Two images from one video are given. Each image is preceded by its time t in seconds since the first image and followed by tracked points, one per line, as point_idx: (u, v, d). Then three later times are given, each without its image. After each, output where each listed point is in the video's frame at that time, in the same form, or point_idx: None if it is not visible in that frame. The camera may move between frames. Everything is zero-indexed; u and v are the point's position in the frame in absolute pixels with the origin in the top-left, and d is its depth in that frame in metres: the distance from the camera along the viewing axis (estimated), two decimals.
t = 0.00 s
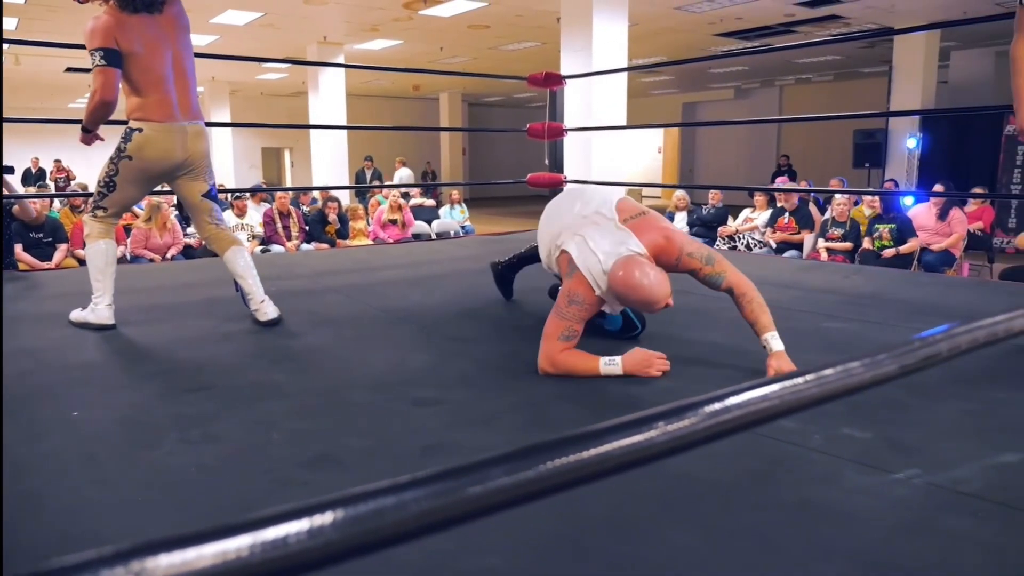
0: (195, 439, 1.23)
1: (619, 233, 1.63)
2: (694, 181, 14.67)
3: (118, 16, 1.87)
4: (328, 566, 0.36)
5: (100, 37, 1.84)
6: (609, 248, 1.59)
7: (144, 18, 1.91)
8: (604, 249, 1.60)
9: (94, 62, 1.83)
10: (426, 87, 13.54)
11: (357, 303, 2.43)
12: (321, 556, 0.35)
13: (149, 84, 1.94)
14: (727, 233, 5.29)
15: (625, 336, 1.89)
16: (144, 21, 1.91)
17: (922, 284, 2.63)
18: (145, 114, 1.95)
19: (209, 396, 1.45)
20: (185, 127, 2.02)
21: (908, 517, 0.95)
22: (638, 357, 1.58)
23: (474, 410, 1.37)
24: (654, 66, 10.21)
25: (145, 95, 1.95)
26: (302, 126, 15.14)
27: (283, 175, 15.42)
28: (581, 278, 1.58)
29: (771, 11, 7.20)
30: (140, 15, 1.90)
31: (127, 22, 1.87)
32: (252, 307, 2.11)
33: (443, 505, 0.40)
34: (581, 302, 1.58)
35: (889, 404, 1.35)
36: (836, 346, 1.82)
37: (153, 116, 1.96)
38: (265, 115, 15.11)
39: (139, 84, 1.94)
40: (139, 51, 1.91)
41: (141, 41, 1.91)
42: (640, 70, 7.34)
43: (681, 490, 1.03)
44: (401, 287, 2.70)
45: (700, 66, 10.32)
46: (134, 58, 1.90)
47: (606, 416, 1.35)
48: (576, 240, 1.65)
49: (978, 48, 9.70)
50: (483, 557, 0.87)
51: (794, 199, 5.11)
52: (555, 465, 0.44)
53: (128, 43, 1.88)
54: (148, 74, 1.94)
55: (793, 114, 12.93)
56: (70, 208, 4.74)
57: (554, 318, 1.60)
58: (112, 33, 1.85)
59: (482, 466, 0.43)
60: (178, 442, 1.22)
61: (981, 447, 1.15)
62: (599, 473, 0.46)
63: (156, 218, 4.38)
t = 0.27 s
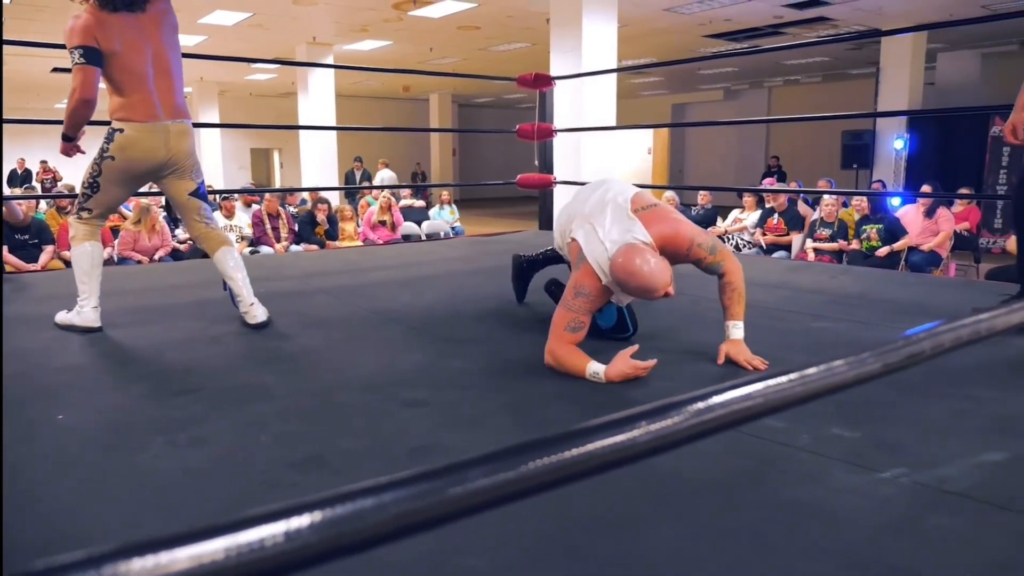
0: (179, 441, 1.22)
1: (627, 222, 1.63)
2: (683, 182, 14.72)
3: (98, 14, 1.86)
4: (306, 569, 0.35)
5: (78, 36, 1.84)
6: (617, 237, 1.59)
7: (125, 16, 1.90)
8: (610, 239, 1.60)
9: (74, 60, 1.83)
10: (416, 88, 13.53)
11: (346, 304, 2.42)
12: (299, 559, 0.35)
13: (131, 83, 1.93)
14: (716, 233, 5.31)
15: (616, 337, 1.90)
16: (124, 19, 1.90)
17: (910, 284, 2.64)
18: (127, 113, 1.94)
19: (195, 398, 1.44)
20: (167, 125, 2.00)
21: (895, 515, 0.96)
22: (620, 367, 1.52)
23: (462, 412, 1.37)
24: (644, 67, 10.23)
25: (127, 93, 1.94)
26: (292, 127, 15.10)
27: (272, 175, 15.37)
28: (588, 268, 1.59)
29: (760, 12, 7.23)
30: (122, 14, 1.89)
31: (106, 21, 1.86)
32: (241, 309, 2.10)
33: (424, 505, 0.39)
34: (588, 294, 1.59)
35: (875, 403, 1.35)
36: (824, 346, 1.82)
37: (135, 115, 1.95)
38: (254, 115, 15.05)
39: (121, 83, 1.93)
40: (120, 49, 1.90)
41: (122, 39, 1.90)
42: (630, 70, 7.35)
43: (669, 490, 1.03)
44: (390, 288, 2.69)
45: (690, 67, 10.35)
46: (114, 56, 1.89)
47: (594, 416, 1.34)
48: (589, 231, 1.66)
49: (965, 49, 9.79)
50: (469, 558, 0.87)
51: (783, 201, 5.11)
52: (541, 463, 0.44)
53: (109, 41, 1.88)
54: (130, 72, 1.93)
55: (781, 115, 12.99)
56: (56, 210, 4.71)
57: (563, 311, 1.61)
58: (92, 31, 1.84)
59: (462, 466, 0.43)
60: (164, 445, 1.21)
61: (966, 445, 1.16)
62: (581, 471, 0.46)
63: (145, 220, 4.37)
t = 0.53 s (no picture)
0: (165, 444, 1.22)
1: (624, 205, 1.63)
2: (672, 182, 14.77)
3: (80, 16, 1.84)
4: None
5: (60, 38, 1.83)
6: (616, 221, 1.60)
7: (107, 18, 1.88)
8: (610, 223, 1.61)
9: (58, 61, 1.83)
10: (405, 88, 13.52)
11: (334, 305, 2.42)
12: (282, 565, 0.35)
13: (114, 84, 1.92)
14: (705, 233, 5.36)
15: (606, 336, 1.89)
16: (107, 20, 1.88)
17: (896, 284, 2.66)
18: (111, 115, 1.93)
19: (182, 401, 1.44)
20: (152, 124, 1.98)
21: (879, 516, 0.96)
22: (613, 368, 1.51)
23: (450, 413, 1.37)
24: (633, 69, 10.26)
25: (112, 94, 1.93)
26: (280, 127, 15.04)
27: (261, 176, 15.33)
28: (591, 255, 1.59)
29: (748, 14, 7.25)
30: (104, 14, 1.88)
31: (88, 22, 1.85)
32: (230, 311, 2.10)
33: (407, 510, 0.40)
34: (592, 281, 1.58)
35: (861, 403, 1.36)
36: (811, 347, 1.83)
37: (119, 117, 1.94)
38: (242, 115, 15.01)
39: (104, 84, 1.92)
40: (103, 51, 1.89)
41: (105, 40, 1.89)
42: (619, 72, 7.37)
43: (655, 491, 1.04)
44: (379, 289, 2.68)
45: (679, 69, 10.39)
46: (98, 57, 1.89)
47: (581, 417, 1.35)
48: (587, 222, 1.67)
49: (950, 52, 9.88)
50: (455, 561, 0.87)
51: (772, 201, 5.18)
52: (525, 467, 0.45)
53: (92, 42, 1.87)
54: (113, 73, 1.92)
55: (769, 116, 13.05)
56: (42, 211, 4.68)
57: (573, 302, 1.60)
58: (74, 33, 1.83)
59: (446, 472, 0.43)
60: (150, 448, 1.20)
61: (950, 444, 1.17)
62: (564, 476, 0.46)
63: (133, 222, 4.36)
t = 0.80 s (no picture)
0: (143, 453, 1.21)
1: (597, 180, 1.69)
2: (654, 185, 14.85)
3: (54, 22, 1.83)
4: None
5: (34, 44, 1.82)
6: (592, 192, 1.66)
7: (81, 24, 1.86)
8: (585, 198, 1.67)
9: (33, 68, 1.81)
10: (388, 90, 13.50)
11: (313, 311, 2.41)
12: None
13: (90, 91, 1.91)
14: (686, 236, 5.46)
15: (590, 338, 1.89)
16: (82, 26, 1.86)
17: (873, 287, 2.69)
18: (87, 121, 1.92)
19: (160, 409, 1.43)
20: (128, 129, 1.96)
21: (856, 520, 0.97)
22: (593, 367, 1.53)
23: (430, 419, 1.37)
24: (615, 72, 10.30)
25: (87, 100, 1.92)
26: (261, 130, 14.97)
27: (242, 179, 15.26)
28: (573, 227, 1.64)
29: (728, 18, 7.31)
30: (78, 19, 1.85)
31: (62, 28, 1.83)
32: (209, 316, 2.08)
33: (391, 523, 0.40)
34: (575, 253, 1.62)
35: (839, 407, 1.37)
36: (790, 351, 1.84)
37: (94, 123, 1.92)
38: (223, 118, 14.92)
39: (79, 90, 1.90)
40: (77, 57, 1.87)
41: (80, 46, 1.87)
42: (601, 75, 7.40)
43: (637, 497, 1.04)
44: (359, 294, 2.68)
45: (660, 71, 10.45)
46: (74, 63, 1.87)
47: (561, 423, 1.35)
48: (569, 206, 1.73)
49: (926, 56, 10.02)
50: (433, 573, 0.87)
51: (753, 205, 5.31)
52: (511, 477, 0.45)
53: (67, 49, 1.85)
54: (88, 79, 1.90)
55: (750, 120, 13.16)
56: (19, 215, 4.63)
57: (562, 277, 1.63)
58: (48, 39, 1.82)
59: (432, 484, 0.43)
60: (127, 458, 1.19)
61: (924, 447, 1.18)
62: (549, 486, 0.46)
63: (111, 225, 4.32)
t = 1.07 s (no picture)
0: (121, 461, 1.20)
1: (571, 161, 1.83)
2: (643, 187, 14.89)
3: (40, 25, 1.80)
4: None
5: (20, 46, 1.79)
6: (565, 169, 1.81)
7: (68, 26, 1.84)
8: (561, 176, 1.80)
9: (19, 71, 1.78)
10: (376, 93, 13.48)
11: (297, 314, 2.39)
12: None
13: (75, 96, 1.89)
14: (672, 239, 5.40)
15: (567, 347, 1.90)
16: (68, 29, 1.84)
17: (856, 290, 2.71)
18: (69, 127, 1.90)
19: (138, 415, 1.42)
20: (111, 135, 1.95)
21: (834, 524, 0.98)
22: (569, 354, 1.60)
23: (411, 425, 1.36)
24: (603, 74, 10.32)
25: (71, 105, 1.90)
26: (249, 132, 14.91)
27: (230, 181, 15.20)
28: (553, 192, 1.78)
29: (714, 21, 7.34)
30: (64, 23, 1.83)
31: (48, 30, 1.81)
32: (190, 321, 2.07)
33: (368, 530, 0.39)
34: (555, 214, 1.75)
35: (819, 410, 1.38)
36: (773, 354, 1.85)
37: (77, 128, 1.91)
38: (210, 120, 14.86)
39: (64, 94, 1.88)
40: (63, 60, 1.85)
41: (65, 50, 1.85)
42: (589, 78, 7.42)
43: (619, 502, 1.04)
44: (344, 297, 2.67)
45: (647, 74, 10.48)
46: (60, 66, 1.85)
47: (544, 427, 1.35)
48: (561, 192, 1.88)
49: (910, 59, 10.11)
50: None
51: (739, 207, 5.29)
52: (487, 486, 0.45)
53: (53, 52, 1.83)
54: (74, 82, 1.88)
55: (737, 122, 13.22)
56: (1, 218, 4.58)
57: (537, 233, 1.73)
58: (35, 43, 1.79)
59: (408, 493, 0.43)
60: (103, 465, 1.18)
61: (903, 450, 1.19)
62: (526, 493, 0.46)
63: (95, 228, 4.29)
